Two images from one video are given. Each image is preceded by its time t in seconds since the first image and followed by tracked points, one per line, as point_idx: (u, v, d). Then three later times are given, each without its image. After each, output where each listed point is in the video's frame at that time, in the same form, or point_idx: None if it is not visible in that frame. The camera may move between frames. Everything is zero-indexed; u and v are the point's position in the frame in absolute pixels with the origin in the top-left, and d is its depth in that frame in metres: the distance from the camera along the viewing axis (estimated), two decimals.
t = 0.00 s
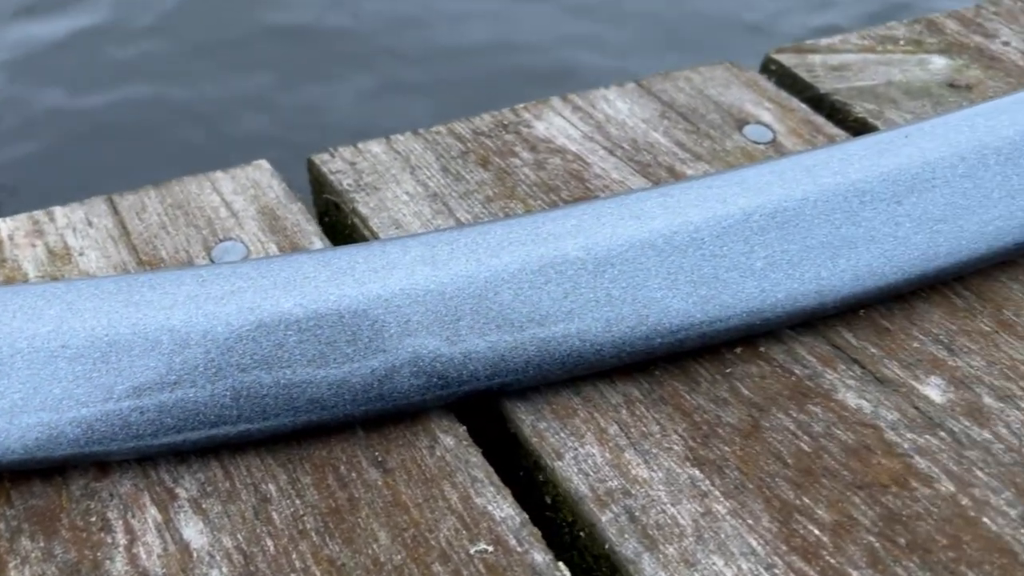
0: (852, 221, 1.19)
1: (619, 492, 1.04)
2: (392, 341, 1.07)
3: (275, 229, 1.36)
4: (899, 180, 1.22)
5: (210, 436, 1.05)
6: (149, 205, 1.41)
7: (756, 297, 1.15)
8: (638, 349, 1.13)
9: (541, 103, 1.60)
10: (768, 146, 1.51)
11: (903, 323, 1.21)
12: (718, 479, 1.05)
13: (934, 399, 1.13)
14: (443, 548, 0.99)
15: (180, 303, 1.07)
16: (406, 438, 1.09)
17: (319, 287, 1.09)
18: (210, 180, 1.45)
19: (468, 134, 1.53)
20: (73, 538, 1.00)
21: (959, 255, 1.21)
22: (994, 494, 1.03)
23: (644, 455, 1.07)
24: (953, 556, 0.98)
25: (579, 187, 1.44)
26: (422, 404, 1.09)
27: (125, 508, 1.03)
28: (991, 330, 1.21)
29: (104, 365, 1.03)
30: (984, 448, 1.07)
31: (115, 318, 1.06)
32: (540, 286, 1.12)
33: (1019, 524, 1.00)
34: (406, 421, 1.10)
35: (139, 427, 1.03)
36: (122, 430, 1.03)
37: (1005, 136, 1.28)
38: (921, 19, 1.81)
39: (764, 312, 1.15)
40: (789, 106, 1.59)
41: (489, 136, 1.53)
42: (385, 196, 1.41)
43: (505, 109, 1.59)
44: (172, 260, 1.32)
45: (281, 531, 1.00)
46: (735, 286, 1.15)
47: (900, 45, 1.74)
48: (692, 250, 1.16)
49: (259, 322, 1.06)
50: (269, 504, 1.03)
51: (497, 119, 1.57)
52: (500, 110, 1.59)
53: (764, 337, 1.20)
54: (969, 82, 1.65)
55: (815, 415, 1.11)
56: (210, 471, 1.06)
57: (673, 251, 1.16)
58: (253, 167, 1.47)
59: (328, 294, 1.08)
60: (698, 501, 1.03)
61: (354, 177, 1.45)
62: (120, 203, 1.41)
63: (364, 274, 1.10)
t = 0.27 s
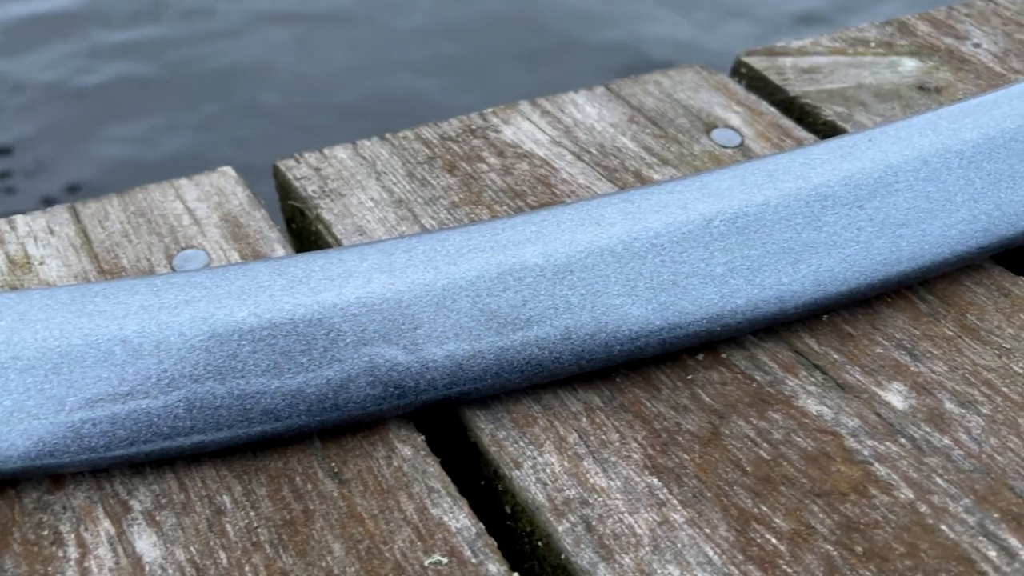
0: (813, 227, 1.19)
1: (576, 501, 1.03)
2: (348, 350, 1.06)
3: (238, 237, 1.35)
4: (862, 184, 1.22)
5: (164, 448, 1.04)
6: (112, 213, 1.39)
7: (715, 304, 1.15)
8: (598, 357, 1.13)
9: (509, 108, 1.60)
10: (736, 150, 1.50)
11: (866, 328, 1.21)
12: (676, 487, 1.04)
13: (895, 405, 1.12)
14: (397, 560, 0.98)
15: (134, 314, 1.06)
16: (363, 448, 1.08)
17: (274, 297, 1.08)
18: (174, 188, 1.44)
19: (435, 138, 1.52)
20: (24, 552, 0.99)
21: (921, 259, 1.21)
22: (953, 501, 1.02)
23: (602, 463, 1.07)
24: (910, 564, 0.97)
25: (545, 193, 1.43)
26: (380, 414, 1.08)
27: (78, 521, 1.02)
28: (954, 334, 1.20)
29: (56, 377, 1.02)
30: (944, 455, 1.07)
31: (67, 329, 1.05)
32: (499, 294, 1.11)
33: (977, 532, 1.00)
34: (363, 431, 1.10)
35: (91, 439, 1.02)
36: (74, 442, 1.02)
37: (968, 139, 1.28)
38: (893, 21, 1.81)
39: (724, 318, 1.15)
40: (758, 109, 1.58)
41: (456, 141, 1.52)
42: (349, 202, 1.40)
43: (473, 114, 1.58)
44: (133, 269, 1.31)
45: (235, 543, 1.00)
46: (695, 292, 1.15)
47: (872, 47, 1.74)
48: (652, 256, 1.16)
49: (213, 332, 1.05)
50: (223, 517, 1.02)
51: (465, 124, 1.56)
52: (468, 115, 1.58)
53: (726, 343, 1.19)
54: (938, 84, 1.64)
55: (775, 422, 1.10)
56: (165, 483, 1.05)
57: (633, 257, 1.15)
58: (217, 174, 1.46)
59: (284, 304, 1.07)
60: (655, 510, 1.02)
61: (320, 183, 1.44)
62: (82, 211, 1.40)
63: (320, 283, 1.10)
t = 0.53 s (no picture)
0: (779, 232, 1.18)
1: (536, 510, 1.02)
2: (306, 359, 1.05)
3: (202, 243, 1.34)
4: (828, 189, 1.21)
5: (120, 459, 1.03)
6: (76, 220, 1.38)
7: (678, 310, 1.15)
8: (560, 364, 1.12)
9: (479, 112, 1.58)
10: (706, 154, 1.50)
11: (832, 333, 1.20)
12: (637, 495, 1.03)
13: (860, 411, 1.11)
14: (353, 571, 0.97)
15: (89, 324, 1.05)
16: (322, 458, 1.07)
17: (232, 306, 1.07)
18: (140, 194, 1.42)
19: (404, 143, 1.51)
20: None
21: (887, 263, 1.20)
22: (915, 508, 1.02)
23: (563, 472, 1.06)
24: (870, 572, 0.96)
25: (513, 198, 1.42)
26: (339, 423, 1.07)
27: (32, 534, 1.01)
28: (920, 339, 1.20)
29: (9, 388, 1.01)
30: (907, 461, 1.06)
31: (21, 340, 1.03)
32: (460, 302, 1.10)
33: (939, 539, 0.99)
34: (323, 441, 1.09)
35: (45, 451, 1.01)
36: (27, 454, 1.01)
37: (935, 142, 1.27)
38: (867, 23, 1.80)
39: (686, 324, 1.15)
40: (729, 112, 1.58)
41: (425, 146, 1.51)
42: (315, 207, 1.39)
43: (442, 118, 1.57)
44: (95, 276, 1.30)
45: (190, 555, 0.98)
46: (658, 298, 1.15)
47: (845, 49, 1.73)
48: (615, 263, 1.15)
49: (169, 341, 1.04)
50: (178, 528, 1.01)
51: (435, 127, 1.55)
52: (438, 118, 1.57)
53: (691, 349, 1.19)
54: (911, 86, 1.64)
55: (738, 428, 1.10)
56: (121, 494, 1.04)
57: (597, 264, 1.14)
58: (183, 180, 1.45)
59: (241, 313, 1.06)
60: (615, 519, 1.01)
61: (286, 189, 1.43)
62: (46, 218, 1.38)
63: (279, 292, 1.09)
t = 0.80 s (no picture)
0: (745, 236, 1.18)
1: (499, 518, 1.01)
2: (266, 367, 1.04)
3: (169, 250, 1.33)
4: (796, 192, 1.21)
5: (79, 469, 1.02)
6: (43, 226, 1.37)
7: (645, 314, 1.14)
8: (525, 371, 1.11)
9: (452, 115, 1.57)
10: (679, 156, 1.49)
11: (801, 337, 1.19)
12: (601, 503, 1.03)
13: (827, 416, 1.10)
14: None
15: (48, 332, 1.04)
16: (284, 467, 1.06)
17: (192, 313, 1.06)
18: (108, 200, 1.41)
19: (375, 147, 1.50)
20: None
21: (856, 267, 1.20)
22: (880, 514, 1.01)
23: (527, 479, 1.05)
24: None
25: (484, 202, 1.41)
26: (300, 431, 1.06)
27: None
28: (889, 343, 1.19)
29: None
30: (874, 467, 1.05)
31: None
32: (424, 308, 1.09)
33: (903, 546, 0.98)
34: (285, 449, 1.08)
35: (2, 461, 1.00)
36: None
37: (905, 144, 1.26)
38: (843, 23, 1.80)
39: (653, 329, 1.14)
40: (703, 114, 1.57)
41: (397, 149, 1.50)
42: (284, 212, 1.38)
43: (415, 121, 1.56)
44: (60, 283, 1.28)
45: (149, 566, 0.97)
46: (624, 303, 1.14)
47: (821, 50, 1.72)
48: (581, 268, 1.14)
49: (129, 350, 1.03)
50: (137, 539, 1.00)
51: (407, 131, 1.54)
52: (410, 121, 1.56)
53: (659, 354, 1.18)
54: (886, 86, 1.63)
55: (704, 434, 1.09)
56: (80, 505, 1.03)
57: (563, 269, 1.14)
58: (152, 185, 1.44)
59: (202, 320, 1.05)
60: (578, 527, 1.01)
61: (255, 194, 1.42)
62: (12, 224, 1.37)
63: (240, 299, 1.08)
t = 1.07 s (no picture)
0: (717, 240, 1.17)
1: (467, 526, 1.01)
2: (232, 374, 1.03)
3: (140, 256, 1.32)
4: (768, 195, 1.20)
5: (44, 477, 1.01)
6: (14, 232, 1.35)
7: (616, 318, 1.13)
8: (495, 376, 1.10)
9: (429, 118, 1.57)
10: (655, 159, 1.48)
11: (774, 341, 1.19)
12: (570, 510, 1.02)
13: (798, 421, 1.10)
14: None
15: (12, 340, 1.03)
16: (251, 475, 1.05)
17: (158, 320, 1.05)
18: (80, 205, 1.40)
19: (350, 150, 1.49)
20: None
21: (829, 270, 1.19)
22: (850, 520, 1.01)
23: (497, 486, 1.04)
24: None
25: (459, 205, 1.40)
26: (267, 439, 1.06)
27: None
28: (863, 346, 1.18)
29: None
30: (845, 472, 1.05)
31: None
32: (393, 313, 1.08)
33: (873, 551, 0.98)
34: (252, 456, 1.07)
35: None
36: None
37: (879, 146, 1.26)
38: (823, 24, 1.79)
39: (624, 333, 1.13)
40: (680, 117, 1.56)
41: (372, 152, 1.49)
42: (257, 216, 1.37)
43: (390, 124, 1.55)
44: (30, 290, 1.27)
45: None
46: (596, 307, 1.13)
47: (800, 51, 1.72)
48: (552, 272, 1.13)
49: (94, 357, 1.02)
50: (102, 548, 0.99)
51: (382, 134, 1.53)
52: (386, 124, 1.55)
53: (631, 358, 1.17)
54: (864, 88, 1.63)
55: (675, 439, 1.08)
56: (44, 514, 1.02)
57: (533, 273, 1.13)
58: (125, 190, 1.43)
59: (167, 327, 1.04)
60: (547, 534, 1.00)
61: (228, 198, 1.41)
62: None
63: (206, 306, 1.07)
